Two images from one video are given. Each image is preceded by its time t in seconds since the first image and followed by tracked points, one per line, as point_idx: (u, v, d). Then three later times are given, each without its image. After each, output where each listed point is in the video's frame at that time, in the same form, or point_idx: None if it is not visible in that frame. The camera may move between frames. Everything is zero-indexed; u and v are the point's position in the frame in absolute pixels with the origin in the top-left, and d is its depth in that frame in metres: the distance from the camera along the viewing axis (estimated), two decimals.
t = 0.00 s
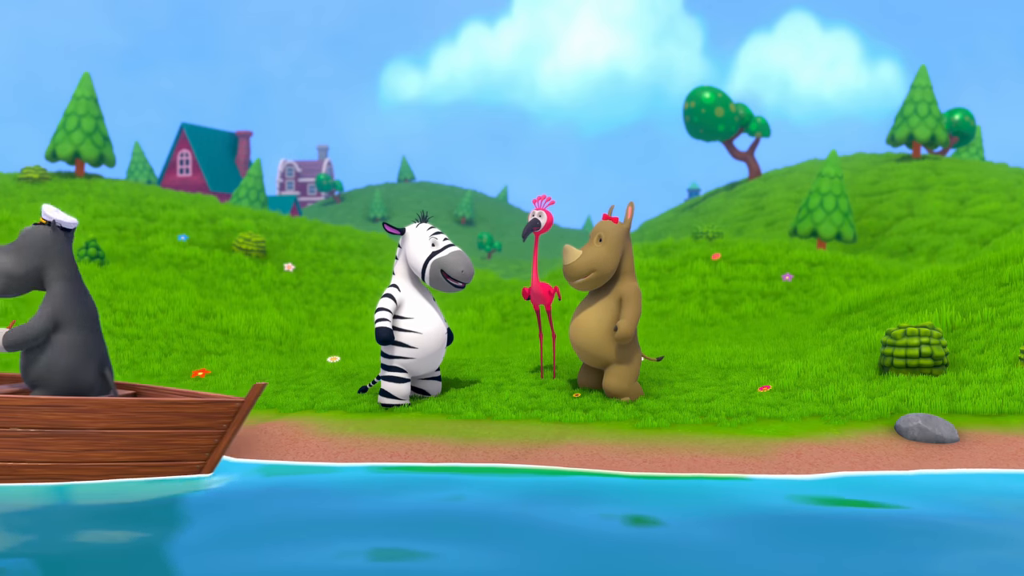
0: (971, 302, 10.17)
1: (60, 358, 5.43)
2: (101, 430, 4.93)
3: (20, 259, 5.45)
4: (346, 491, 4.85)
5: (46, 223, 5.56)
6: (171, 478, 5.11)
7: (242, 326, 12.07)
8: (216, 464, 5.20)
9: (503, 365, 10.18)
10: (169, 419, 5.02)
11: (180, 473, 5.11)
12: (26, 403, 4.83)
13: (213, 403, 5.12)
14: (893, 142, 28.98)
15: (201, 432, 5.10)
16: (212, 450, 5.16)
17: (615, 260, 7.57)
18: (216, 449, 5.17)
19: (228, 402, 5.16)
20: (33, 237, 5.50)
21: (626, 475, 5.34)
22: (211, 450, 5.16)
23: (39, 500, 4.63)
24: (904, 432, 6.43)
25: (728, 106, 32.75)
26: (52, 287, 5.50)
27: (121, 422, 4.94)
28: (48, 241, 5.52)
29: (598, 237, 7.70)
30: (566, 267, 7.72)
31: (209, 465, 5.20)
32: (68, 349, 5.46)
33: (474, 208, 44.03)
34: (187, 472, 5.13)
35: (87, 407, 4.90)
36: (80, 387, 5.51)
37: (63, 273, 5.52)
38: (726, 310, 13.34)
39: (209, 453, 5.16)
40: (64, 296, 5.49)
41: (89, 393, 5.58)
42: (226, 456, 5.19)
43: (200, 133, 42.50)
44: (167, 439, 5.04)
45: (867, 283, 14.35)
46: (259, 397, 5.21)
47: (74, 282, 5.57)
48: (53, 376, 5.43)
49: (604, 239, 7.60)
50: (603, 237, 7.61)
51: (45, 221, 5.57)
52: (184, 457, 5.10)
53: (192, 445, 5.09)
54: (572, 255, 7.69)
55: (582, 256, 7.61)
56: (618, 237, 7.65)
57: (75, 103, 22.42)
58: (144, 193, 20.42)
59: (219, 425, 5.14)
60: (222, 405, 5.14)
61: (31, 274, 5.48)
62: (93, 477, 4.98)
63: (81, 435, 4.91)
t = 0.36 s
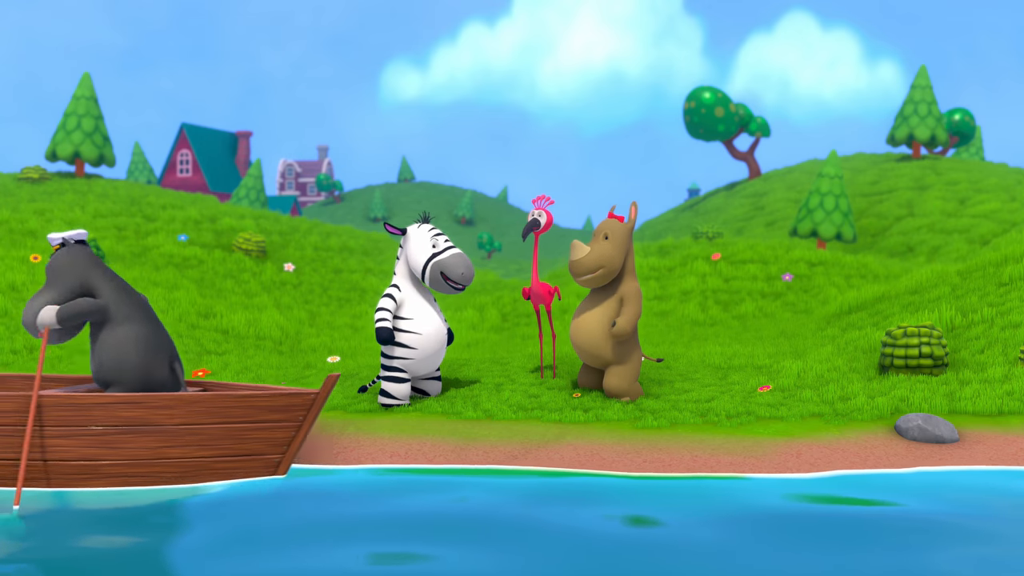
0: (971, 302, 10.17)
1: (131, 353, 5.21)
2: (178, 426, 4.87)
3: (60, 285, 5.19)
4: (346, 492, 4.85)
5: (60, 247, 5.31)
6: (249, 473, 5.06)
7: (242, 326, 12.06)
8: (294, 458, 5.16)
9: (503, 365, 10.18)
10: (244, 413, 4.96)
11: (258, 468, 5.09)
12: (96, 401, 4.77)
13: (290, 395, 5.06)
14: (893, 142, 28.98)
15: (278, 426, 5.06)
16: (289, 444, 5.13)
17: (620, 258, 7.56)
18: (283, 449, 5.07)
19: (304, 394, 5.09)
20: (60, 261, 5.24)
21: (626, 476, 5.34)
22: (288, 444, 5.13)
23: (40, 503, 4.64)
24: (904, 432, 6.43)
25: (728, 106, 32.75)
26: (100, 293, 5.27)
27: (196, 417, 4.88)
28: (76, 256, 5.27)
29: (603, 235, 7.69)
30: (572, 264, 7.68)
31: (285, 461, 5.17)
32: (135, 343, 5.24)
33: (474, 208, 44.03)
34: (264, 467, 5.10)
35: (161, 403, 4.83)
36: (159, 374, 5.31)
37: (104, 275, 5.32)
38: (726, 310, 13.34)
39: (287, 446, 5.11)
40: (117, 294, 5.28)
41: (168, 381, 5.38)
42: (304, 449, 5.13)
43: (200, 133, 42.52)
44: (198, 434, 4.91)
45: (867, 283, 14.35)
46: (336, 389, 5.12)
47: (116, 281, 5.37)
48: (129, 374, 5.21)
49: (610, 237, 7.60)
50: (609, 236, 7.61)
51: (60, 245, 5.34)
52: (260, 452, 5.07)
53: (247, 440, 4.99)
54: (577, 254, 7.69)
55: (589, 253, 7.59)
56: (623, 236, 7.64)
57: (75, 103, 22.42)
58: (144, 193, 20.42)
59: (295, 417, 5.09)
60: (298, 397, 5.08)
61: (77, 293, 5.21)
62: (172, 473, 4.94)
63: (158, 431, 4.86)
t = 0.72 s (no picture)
0: (971, 302, 10.17)
1: (211, 352, 5.18)
2: (254, 423, 4.82)
3: (169, 258, 5.16)
4: (347, 495, 4.85)
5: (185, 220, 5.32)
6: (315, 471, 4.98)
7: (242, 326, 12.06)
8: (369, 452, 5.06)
9: (503, 365, 10.18)
10: (320, 408, 4.92)
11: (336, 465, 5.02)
12: (170, 399, 4.72)
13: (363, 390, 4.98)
14: (893, 142, 28.98)
15: (352, 421, 5.01)
16: (364, 439, 5.05)
17: (622, 258, 7.56)
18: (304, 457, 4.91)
19: (376, 388, 5.04)
20: (177, 236, 5.23)
21: (628, 478, 5.34)
22: (363, 440, 5.05)
23: (38, 503, 4.62)
24: (904, 432, 6.43)
25: (728, 106, 32.76)
26: (200, 281, 5.22)
27: (271, 414, 4.84)
28: (193, 235, 5.26)
29: (606, 235, 7.69)
30: (576, 265, 7.67)
31: (360, 461, 5.09)
32: (218, 343, 5.20)
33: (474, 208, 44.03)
34: (341, 463, 5.04)
35: (237, 400, 4.78)
36: (230, 378, 5.27)
37: (210, 266, 5.26)
38: (726, 310, 13.34)
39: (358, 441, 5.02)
40: (215, 288, 5.22)
41: (238, 386, 5.35)
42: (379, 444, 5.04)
43: (200, 133, 42.51)
44: (202, 438, 4.77)
45: (867, 283, 14.35)
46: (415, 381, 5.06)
47: (220, 272, 5.31)
48: (202, 372, 5.17)
49: (612, 237, 7.60)
50: (611, 236, 7.61)
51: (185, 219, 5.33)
52: (336, 448, 5.01)
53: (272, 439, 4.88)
54: (579, 254, 7.68)
55: (594, 253, 7.56)
56: (625, 236, 7.65)
57: (75, 103, 22.42)
58: (144, 193, 20.42)
59: (370, 412, 5.05)
60: (373, 391, 5.04)
61: (181, 273, 5.18)
62: (247, 472, 4.88)
63: (233, 429, 4.81)
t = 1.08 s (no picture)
0: (971, 302, 10.16)
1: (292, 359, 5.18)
2: (341, 433, 4.74)
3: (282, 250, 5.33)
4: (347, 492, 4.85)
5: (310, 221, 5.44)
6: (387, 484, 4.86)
7: (242, 326, 12.06)
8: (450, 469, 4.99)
9: (503, 365, 10.18)
10: (406, 421, 4.83)
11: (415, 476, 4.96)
12: (261, 405, 4.64)
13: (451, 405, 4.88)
14: (893, 142, 28.98)
15: (436, 434, 4.91)
16: (447, 453, 4.97)
17: (622, 259, 7.55)
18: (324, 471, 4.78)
19: (465, 402, 4.92)
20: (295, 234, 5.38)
21: (628, 476, 5.34)
22: (445, 454, 4.97)
23: (37, 500, 4.62)
24: (904, 432, 6.44)
25: (728, 106, 32.76)
26: (299, 287, 5.30)
27: (359, 425, 4.75)
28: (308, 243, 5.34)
29: (605, 236, 7.68)
30: (575, 266, 7.64)
31: (442, 469, 5.01)
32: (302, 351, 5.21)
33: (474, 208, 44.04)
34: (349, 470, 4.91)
35: (326, 410, 4.70)
36: (308, 389, 5.26)
37: (311, 275, 5.30)
38: (726, 310, 13.34)
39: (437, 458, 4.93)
40: (308, 297, 5.25)
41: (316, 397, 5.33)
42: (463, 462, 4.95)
43: (200, 133, 42.52)
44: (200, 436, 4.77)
45: (867, 283, 14.35)
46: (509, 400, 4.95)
47: (320, 283, 5.33)
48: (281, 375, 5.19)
49: (611, 238, 7.59)
50: (610, 237, 7.60)
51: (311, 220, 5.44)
52: (418, 460, 4.94)
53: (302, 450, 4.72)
54: (579, 256, 7.66)
55: (593, 254, 7.56)
56: (624, 236, 7.66)
57: (75, 103, 22.41)
58: (144, 193, 20.41)
59: (455, 426, 4.93)
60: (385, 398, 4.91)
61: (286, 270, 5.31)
62: (329, 482, 4.82)
63: (321, 438, 4.73)
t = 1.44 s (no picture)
0: (971, 302, 10.16)
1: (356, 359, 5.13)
2: (414, 434, 4.65)
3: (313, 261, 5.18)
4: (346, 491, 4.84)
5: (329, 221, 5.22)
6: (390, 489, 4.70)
7: (242, 326, 12.05)
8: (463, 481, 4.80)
9: (503, 365, 10.18)
10: (478, 421, 4.73)
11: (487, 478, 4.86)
12: (334, 406, 4.56)
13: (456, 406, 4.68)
14: (893, 142, 28.99)
15: (508, 434, 4.81)
16: (520, 453, 4.88)
17: (618, 257, 7.55)
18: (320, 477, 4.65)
19: (538, 402, 4.82)
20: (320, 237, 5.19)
21: (628, 475, 5.34)
22: (517, 454, 4.88)
23: (37, 501, 4.63)
24: (904, 432, 6.44)
25: (728, 106, 32.76)
26: (342, 288, 5.17)
27: (432, 425, 4.66)
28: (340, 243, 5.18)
29: (599, 235, 7.68)
30: (571, 264, 7.69)
31: (514, 470, 4.92)
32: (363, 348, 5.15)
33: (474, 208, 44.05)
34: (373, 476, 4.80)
35: (398, 409, 4.61)
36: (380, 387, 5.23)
37: (349, 273, 5.15)
38: (726, 310, 13.34)
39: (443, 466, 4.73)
40: (354, 296, 5.14)
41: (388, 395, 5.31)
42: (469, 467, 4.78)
43: (200, 133, 42.51)
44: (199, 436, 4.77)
45: (867, 283, 14.35)
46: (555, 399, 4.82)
47: (360, 279, 5.19)
48: (350, 378, 5.15)
49: (605, 237, 7.60)
50: (605, 235, 7.61)
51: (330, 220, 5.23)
52: (490, 461, 4.83)
53: (304, 449, 4.61)
54: (575, 256, 7.67)
55: (587, 252, 7.58)
56: (619, 235, 7.66)
57: (75, 103, 22.41)
58: (145, 193, 20.41)
59: (528, 426, 4.84)
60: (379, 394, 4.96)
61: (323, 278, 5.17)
62: (401, 484, 4.72)
63: (393, 439, 4.64)
